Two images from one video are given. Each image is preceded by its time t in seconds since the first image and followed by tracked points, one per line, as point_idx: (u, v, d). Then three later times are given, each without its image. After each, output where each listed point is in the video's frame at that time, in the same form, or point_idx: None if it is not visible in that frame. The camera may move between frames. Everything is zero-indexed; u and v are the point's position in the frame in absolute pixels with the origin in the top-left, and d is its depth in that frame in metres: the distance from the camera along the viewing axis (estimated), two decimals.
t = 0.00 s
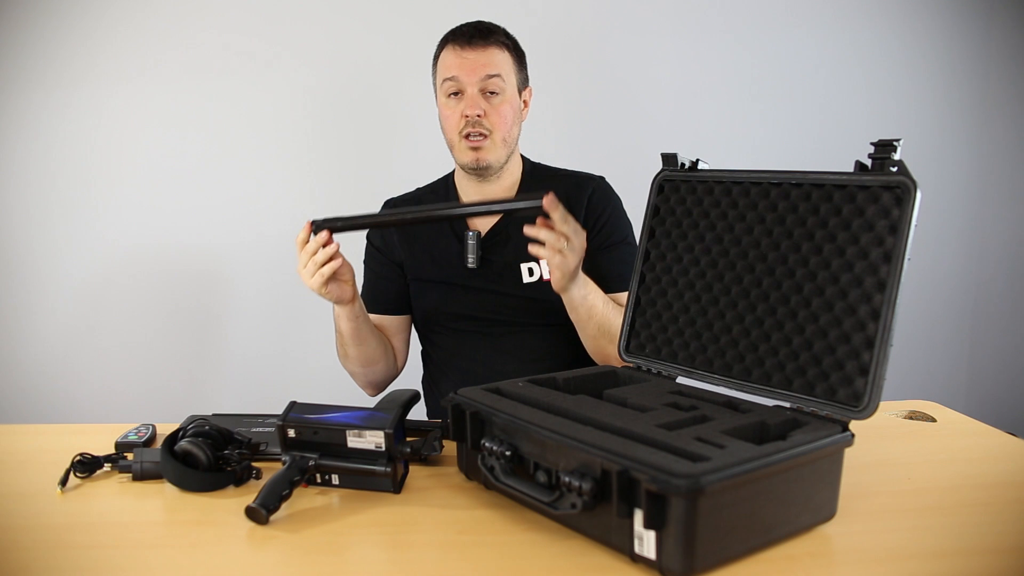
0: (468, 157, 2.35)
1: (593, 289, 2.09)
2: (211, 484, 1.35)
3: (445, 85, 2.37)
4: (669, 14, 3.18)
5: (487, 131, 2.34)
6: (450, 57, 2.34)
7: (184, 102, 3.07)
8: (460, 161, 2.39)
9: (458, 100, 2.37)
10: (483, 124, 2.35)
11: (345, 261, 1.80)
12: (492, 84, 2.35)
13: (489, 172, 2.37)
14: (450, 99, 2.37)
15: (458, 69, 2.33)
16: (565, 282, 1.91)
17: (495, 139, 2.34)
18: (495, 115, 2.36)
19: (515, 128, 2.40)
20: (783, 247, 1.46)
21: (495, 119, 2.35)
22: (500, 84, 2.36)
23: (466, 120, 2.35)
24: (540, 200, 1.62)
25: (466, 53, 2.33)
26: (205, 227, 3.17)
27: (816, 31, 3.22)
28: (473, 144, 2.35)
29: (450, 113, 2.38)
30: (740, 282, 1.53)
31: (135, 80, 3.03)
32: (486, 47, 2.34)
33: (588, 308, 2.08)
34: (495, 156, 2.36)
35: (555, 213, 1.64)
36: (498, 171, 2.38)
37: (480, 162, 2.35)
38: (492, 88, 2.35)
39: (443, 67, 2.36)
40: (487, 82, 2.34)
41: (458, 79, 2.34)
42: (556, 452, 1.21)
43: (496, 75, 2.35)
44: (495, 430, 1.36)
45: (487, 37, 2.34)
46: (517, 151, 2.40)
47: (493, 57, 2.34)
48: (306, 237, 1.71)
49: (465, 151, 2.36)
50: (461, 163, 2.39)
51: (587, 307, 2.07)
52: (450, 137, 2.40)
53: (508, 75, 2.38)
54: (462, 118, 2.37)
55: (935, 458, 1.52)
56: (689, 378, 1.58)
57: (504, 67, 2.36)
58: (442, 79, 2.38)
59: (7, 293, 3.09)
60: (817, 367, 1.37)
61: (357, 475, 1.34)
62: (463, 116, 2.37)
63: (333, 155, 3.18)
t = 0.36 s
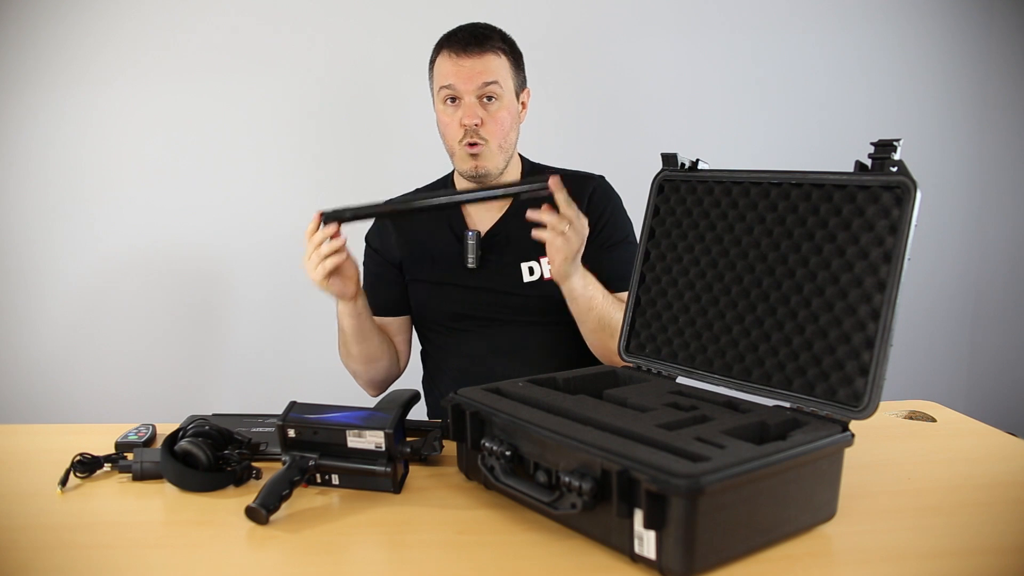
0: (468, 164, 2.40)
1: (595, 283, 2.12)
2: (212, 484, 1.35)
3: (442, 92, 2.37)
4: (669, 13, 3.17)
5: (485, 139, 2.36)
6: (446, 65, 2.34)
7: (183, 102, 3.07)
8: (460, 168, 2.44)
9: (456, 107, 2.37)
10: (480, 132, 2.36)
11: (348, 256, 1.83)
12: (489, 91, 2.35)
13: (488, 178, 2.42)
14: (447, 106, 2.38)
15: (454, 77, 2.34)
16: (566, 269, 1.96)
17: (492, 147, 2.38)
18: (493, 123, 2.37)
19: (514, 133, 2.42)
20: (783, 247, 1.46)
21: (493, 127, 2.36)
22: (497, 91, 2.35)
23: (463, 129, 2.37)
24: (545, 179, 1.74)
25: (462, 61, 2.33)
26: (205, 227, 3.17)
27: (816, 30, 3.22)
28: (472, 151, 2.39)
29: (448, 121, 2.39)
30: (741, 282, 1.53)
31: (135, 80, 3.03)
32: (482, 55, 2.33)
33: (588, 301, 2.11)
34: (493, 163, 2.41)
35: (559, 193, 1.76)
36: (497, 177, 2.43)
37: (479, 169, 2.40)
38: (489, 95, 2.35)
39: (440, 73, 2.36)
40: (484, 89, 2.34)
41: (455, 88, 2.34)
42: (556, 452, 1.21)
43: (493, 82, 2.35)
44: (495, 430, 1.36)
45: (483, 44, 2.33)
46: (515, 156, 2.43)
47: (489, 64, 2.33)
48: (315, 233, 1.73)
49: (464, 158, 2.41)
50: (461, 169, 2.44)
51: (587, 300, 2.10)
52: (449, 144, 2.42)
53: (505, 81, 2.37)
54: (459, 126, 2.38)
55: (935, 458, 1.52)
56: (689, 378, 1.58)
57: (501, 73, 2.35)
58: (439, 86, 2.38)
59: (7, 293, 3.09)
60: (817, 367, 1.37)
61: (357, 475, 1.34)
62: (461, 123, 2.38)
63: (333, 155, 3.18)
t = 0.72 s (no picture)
0: (469, 154, 2.33)
1: (593, 307, 2.09)
2: (212, 484, 1.35)
3: (446, 83, 2.38)
4: (669, 13, 3.17)
5: (488, 128, 2.34)
6: (450, 55, 2.35)
7: (184, 102, 3.07)
8: (460, 158, 2.37)
9: (458, 98, 2.37)
10: (483, 121, 2.35)
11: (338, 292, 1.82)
12: (492, 83, 2.36)
13: (489, 170, 2.35)
14: (450, 97, 2.38)
15: (458, 68, 2.34)
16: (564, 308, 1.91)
17: (495, 136, 2.35)
18: (496, 114, 2.36)
19: (516, 127, 2.41)
20: (783, 247, 1.46)
21: (496, 117, 2.36)
22: (501, 83, 2.36)
23: (466, 118, 2.36)
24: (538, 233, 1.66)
25: (466, 51, 2.34)
26: (205, 227, 3.17)
27: (816, 31, 3.22)
28: (474, 140, 2.34)
29: (450, 111, 2.39)
30: (741, 282, 1.53)
31: (135, 80, 3.03)
32: (487, 46, 2.35)
33: (586, 327, 2.08)
34: (496, 153, 2.34)
35: (553, 246, 1.68)
36: (498, 170, 2.37)
37: (481, 159, 2.32)
38: (493, 87, 2.36)
39: (444, 65, 2.37)
40: (487, 80, 2.35)
41: (459, 78, 2.35)
42: (556, 452, 1.21)
43: (496, 74, 2.36)
44: (495, 430, 1.36)
45: (488, 36, 2.36)
46: (517, 150, 2.39)
47: (493, 56, 2.35)
48: (297, 278, 1.74)
49: (465, 148, 2.35)
50: (460, 160, 2.37)
51: (585, 326, 2.07)
52: (450, 135, 2.39)
53: (508, 74, 2.39)
54: (461, 116, 2.37)
55: (935, 458, 1.52)
56: (689, 378, 1.58)
57: (505, 66, 2.37)
58: (442, 77, 2.38)
59: (6, 293, 3.09)
60: (817, 367, 1.37)
61: (357, 475, 1.34)
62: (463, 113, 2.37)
63: (333, 155, 3.18)
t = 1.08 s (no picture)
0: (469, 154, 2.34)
1: (593, 302, 2.09)
2: (212, 484, 1.35)
3: (446, 84, 2.37)
4: (669, 13, 3.17)
5: (488, 129, 2.34)
6: (451, 56, 2.34)
7: (183, 102, 3.07)
8: (461, 159, 2.37)
9: (460, 99, 2.37)
10: (484, 122, 2.35)
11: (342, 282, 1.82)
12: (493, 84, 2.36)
13: (489, 171, 2.36)
14: (451, 98, 2.37)
15: (459, 69, 2.34)
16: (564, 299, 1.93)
17: (496, 137, 2.35)
18: (496, 115, 2.36)
19: (517, 128, 2.41)
20: (783, 246, 1.46)
21: (497, 118, 2.35)
22: (502, 84, 2.36)
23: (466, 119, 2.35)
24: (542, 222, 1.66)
25: (467, 52, 2.33)
26: (205, 228, 3.17)
27: (816, 31, 3.22)
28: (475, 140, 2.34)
29: (451, 112, 2.38)
30: (741, 282, 1.53)
31: (135, 80, 3.03)
32: (488, 47, 2.35)
33: (588, 321, 2.08)
34: (496, 153, 2.35)
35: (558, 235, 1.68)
36: (498, 170, 2.37)
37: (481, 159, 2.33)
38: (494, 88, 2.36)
39: (445, 66, 2.37)
40: (488, 82, 2.35)
41: (459, 79, 2.34)
42: (556, 452, 1.21)
43: (497, 75, 2.35)
44: (495, 430, 1.36)
45: (489, 37, 2.35)
46: (518, 150, 2.40)
47: (494, 56, 2.35)
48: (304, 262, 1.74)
49: (465, 150, 2.36)
50: (461, 160, 2.38)
51: (586, 320, 2.07)
52: (450, 135, 2.39)
53: (509, 75, 2.39)
54: (462, 117, 2.37)
55: (935, 458, 1.52)
56: (689, 378, 1.58)
57: (506, 67, 2.37)
58: (443, 78, 2.38)
59: (6, 294, 3.09)
60: (817, 367, 1.37)
61: (357, 475, 1.34)
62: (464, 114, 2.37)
63: (333, 155, 3.18)
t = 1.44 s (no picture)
0: (472, 155, 2.33)
1: (593, 314, 2.09)
2: (211, 484, 1.35)
3: (448, 84, 2.37)
4: (670, 13, 3.17)
5: (490, 129, 2.34)
6: (453, 56, 2.34)
7: (183, 102, 3.07)
8: (462, 159, 2.37)
9: (461, 99, 2.37)
10: (486, 122, 2.34)
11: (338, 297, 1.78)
12: (495, 84, 2.36)
13: (491, 171, 2.35)
14: (453, 98, 2.37)
15: (461, 68, 2.34)
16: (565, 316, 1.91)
17: (498, 138, 2.35)
18: (499, 115, 2.36)
19: (518, 129, 2.41)
20: (783, 246, 1.46)
21: (499, 118, 2.35)
22: (504, 84, 2.36)
23: (468, 119, 2.35)
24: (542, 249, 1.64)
25: (470, 52, 2.33)
26: (205, 227, 3.17)
27: (817, 31, 3.22)
28: (478, 140, 2.34)
29: (452, 112, 2.38)
30: (740, 282, 1.53)
31: (136, 80, 3.03)
32: (491, 47, 2.35)
33: (588, 333, 2.08)
34: (499, 154, 2.35)
35: (556, 263, 1.68)
36: (500, 171, 2.37)
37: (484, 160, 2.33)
38: (496, 88, 2.36)
39: (447, 66, 2.36)
40: (491, 82, 2.35)
41: (462, 79, 2.34)
42: (556, 452, 1.21)
43: (499, 76, 2.36)
44: (496, 430, 1.36)
45: (492, 37, 2.36)
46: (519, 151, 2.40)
47: (497, 57, 2.35)
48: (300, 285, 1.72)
49: (468, 150, 2.36)
50: (462, 161, 2.37)
51: (585, 329, 2.07)
52: (451, 135, 2.39)
53: (511, 76, 2.39)
54: (464, 117, 2.36)
55: (935, 458, 1.52)
56: (689, 378, 1.58)
57: (508, 68, 2.37)
58: (445, 79, 2.37)
59: (5, 293, 3.09)
60: (818, 367, 1.37)
61: (357, 475, 1.34)
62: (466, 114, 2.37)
63: (333, 154, 3.18)
